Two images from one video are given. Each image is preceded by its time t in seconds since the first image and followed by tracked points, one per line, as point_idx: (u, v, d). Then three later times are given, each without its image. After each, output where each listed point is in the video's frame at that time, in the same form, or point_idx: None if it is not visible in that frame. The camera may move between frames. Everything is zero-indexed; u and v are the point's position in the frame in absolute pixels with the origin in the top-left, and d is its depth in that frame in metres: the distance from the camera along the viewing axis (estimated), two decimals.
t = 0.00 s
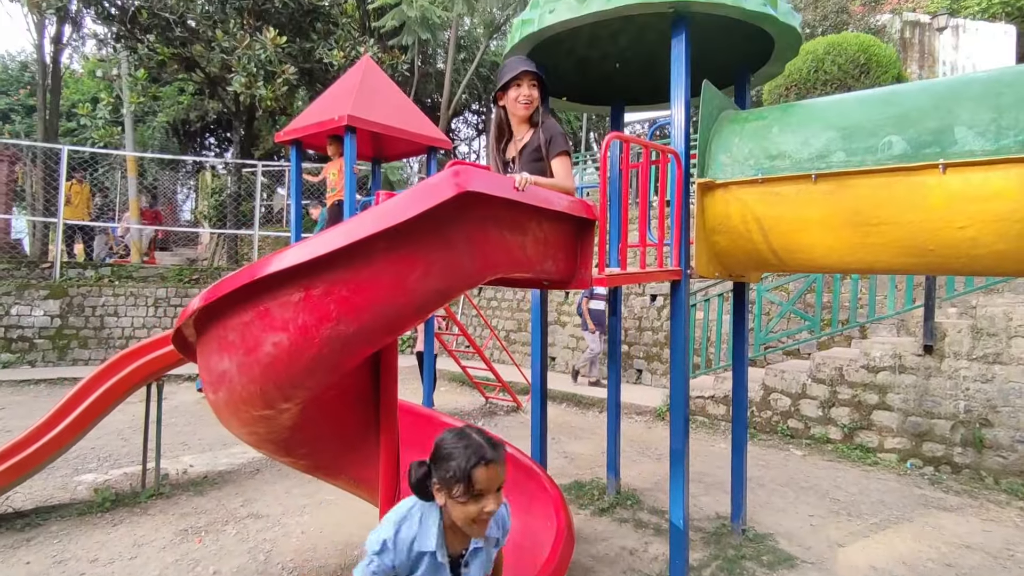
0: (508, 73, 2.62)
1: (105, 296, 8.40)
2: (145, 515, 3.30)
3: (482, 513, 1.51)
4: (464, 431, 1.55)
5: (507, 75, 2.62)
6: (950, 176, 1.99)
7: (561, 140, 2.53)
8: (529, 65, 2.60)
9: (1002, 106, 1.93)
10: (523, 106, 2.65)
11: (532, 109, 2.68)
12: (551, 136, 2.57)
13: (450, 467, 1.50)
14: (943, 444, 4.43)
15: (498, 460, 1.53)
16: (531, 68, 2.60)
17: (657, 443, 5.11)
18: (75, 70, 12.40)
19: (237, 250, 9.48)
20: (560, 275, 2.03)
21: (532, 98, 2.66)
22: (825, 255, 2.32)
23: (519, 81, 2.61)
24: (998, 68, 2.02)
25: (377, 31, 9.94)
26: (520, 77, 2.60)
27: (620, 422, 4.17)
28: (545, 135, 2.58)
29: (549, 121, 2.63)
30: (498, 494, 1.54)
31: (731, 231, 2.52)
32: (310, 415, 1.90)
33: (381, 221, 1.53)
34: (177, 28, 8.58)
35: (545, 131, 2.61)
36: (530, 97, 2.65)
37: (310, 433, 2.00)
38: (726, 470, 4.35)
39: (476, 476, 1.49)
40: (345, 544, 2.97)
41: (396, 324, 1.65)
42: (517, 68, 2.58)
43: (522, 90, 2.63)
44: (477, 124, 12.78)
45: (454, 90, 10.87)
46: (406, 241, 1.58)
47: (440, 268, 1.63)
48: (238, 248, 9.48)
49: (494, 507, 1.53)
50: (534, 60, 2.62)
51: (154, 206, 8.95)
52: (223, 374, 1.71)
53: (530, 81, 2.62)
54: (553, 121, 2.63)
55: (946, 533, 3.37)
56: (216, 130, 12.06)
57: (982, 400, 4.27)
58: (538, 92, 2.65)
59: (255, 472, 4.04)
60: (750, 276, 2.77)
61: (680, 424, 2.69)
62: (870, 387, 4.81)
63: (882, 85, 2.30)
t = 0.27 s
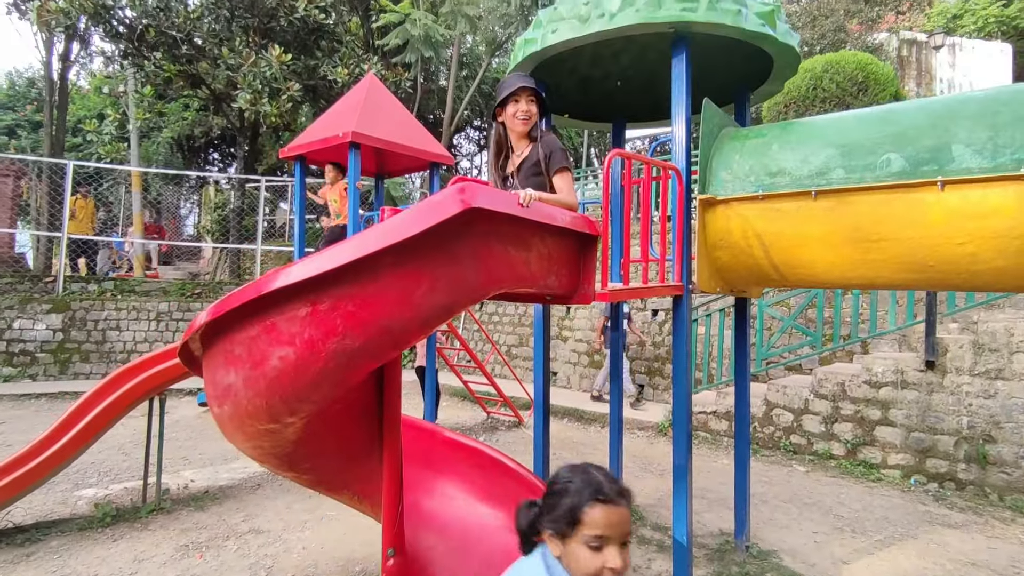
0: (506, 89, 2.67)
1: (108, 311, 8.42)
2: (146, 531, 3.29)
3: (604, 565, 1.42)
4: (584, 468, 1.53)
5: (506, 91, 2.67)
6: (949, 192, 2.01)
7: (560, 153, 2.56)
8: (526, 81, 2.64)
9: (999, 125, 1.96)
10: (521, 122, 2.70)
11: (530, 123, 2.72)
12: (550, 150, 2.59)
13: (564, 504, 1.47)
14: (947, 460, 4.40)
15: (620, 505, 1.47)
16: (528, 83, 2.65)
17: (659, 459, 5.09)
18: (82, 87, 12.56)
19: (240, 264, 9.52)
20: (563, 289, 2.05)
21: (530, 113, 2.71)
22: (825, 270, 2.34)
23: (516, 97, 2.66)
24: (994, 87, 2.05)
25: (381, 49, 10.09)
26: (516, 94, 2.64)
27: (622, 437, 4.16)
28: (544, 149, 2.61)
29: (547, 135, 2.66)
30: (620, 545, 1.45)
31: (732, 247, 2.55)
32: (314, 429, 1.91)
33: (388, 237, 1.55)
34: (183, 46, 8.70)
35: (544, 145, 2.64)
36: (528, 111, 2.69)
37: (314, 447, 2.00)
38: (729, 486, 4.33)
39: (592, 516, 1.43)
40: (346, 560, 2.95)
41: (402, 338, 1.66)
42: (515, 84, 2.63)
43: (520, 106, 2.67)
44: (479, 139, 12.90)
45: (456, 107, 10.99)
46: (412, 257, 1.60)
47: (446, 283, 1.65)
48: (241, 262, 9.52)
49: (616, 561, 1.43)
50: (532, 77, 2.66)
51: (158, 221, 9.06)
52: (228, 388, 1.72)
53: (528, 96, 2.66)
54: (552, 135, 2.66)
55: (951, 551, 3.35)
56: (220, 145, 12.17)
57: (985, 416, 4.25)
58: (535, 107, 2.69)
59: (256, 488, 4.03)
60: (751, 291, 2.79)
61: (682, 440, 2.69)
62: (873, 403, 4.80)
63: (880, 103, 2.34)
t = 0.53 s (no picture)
0: (487, 117, 2.67)
1: (111, 324, 8.44)
2: (146, 546, 3.28)
3: None
4: (816, 525, 1.08)
5: (488, 118, 2.67)
6: (948, 211, 2.04)
7: (559, 169, 2.58)
8: (504, 104, 2.62)
9: (997, 145, 1.98)
10: (507, 143, 2.71)
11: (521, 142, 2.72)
12: (548, 167, 2.62)
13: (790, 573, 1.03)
14: (953, 480, 4.37)
15: None
16: (507, 106, 2.63)
17: (662, 476, 5.06)
18: (91, 103, 12.73)
19: (243, 278, 9.56)
20: (567, 306, 2.06)
21: (515, 132, 2.69)
22: (827, 287, 2.36)
23: (495, 122, 2.65)
24: (991, 108, 2.08)
25: (386, 67, 10.24)
26: (496, 119, 2.64)
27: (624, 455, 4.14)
28: (543, 167, 2.63)
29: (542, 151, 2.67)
30: None
31: (734, 264, 2.56)
32: (317, 443, 1.92)
33: (395, 253, 1.57)
34: (192, 64, 8.84)
35: (541, 162, 2.66)
36: (514, 132, 2.69)
37: (317, 463, 2.01)
38: (733, 505, 4.30)
39: None
40: None
41: (407, 353, 1.68)
42: (493, 110, 2.62)
43: (503, 131, 2.67)
44: (482, 156, 13.01)
45: (460, 124, 11.10)
46: (418, 273, 1.63)
47: (451, 299, 1.67)
48: (245, 277, 9.56)
49: None
50: (510, 97, 2.61)
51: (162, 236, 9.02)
52: (234, 401, 1.73)
53: (509, 119, 2.64)
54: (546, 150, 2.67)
55: (958, 571, 3.32)
56: (226, 161, 12.29)
57: (990, 435, 4.24)
58: (519, 126, 2.65)
59: (257, 503, 4.01)
60: (753, 308, 2.80)
61: (685, 456, 2.69)
62: (877, 421, 4.77)
63: (879, 124, 2.37)
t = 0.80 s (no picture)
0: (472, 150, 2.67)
1: (116, 339, 8.47)
2: (148, 567, 3.26)
3: None
4: None
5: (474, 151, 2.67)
6: (954, 240, 2.04)
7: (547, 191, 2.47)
8: (485, 133, 2.61)
9: (1001, 174, 1.99)
10: (497, 171, 2.68)
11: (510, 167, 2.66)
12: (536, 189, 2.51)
13: None
14: (962, 505, 4.31)
15: None
16: (485, 137, 2.59)
17: (666, 499, 5.01)
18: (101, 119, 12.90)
19: (248, 294, 9.58)
20: (571, 331, 2.06)
21: (499, 160, 2.64)
22: (833, 314, 2.36)
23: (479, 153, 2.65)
24: (994, 137, 2.09)
25: (392, 85, 10.37)
26: (479, 150, 2.64)
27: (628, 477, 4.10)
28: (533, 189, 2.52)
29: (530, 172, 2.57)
30: None
31: (739, 289, 2.56)
32: (322, 469, 1.92)
33: (402, 281, 1.58)
34: (200, 82, 8.98)
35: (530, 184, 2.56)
36: (500, 160, 2.64)
37: (322, 488, 2.00)
38: (739, 529, 4.25)
39: None
40: None
41: (412, 381, 1.68)
42: (475, 144, 2.62)
43: (489, 161, 2.65)
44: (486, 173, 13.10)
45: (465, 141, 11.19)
46: (424, 301, 1.63)
47: (457, 326, 1.68)
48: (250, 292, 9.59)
49: None
50: (487, 127, 2.57)
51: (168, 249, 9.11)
52: (240, 427, 1.73)
53: (490, 149, 2.60)
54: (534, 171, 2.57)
55: None
56: (232, 176, 12.40)
57: (1000, 460, 4.19)
58: (501, 155, 2.60)
59: (259, 523, 3.99)
60: (759, 333, 2.79)
61: (691, 483, 2.68)
62: (884, 445, 4.73)
63: (883, 151, 2.38)
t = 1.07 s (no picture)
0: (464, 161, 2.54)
1: (121, 349, 8.49)
2: None
3: None
4: None
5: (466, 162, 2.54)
6: (960, 256, 2.03)
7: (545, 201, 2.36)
8: (479, 145, 2.49)
9: (1007, 191, 1.98)
10: (489, 184, 2.55)
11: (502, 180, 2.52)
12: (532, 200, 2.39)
13: None
14: (970, 522, 4.26)
15: None
16: (478, 148, 2.46)
17: (671, 513, 4.97)
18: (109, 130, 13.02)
19: (253, 304, 9.60)
20: (576, 346, 2.05)
21: (492, 173, 2.52)
22: (838, 329, 2.35)
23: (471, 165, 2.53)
24: (1000, 154, 2.09)
25: (398, 98, 10.45)
26: (471, 162, 2.52)
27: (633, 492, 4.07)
28: (528, 201, 2.39)
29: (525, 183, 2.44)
30: None
31: (744, 304, 2.56)
32: (326, 483, 1.92)
33: (408, 297, 1.59)
34: (208, 95, 9.07)
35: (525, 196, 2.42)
36: (492, 173, 2.52)
37: (325, 501, 2.01)
38: (744, 545, 4.21)
39: None
40: None
41: (417, 396, 1.68)
42: (468, 155, 2.49)
43: (481, 173, 2.52)
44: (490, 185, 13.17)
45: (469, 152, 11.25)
46: (430, 316, 1.63)
47: (462, 342, 1.68)
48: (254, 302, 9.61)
49: None
50: (480, 138, 2.45)
51: (173, 260, 9.02)
52: (245, 441, 1.74)
53: (483, 160, 2.48)
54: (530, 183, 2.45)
55: None
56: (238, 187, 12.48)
57: (1008, 476, 4.15)
58: (494, 167, 2.47)
59: (262, 535, 3.97)
60: (764, 347, 2.79)
61: (696, 499, 2.66)
62: (891, 460, 4.69)
63: (888, 167, 2.39)
